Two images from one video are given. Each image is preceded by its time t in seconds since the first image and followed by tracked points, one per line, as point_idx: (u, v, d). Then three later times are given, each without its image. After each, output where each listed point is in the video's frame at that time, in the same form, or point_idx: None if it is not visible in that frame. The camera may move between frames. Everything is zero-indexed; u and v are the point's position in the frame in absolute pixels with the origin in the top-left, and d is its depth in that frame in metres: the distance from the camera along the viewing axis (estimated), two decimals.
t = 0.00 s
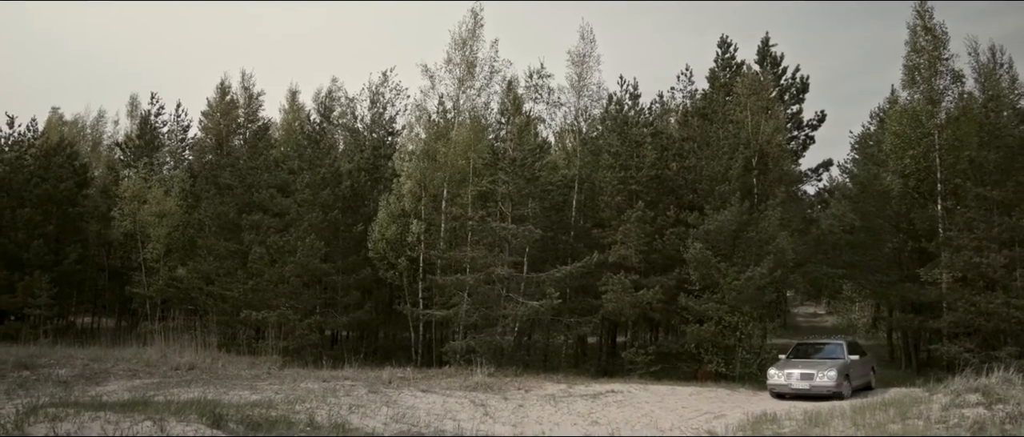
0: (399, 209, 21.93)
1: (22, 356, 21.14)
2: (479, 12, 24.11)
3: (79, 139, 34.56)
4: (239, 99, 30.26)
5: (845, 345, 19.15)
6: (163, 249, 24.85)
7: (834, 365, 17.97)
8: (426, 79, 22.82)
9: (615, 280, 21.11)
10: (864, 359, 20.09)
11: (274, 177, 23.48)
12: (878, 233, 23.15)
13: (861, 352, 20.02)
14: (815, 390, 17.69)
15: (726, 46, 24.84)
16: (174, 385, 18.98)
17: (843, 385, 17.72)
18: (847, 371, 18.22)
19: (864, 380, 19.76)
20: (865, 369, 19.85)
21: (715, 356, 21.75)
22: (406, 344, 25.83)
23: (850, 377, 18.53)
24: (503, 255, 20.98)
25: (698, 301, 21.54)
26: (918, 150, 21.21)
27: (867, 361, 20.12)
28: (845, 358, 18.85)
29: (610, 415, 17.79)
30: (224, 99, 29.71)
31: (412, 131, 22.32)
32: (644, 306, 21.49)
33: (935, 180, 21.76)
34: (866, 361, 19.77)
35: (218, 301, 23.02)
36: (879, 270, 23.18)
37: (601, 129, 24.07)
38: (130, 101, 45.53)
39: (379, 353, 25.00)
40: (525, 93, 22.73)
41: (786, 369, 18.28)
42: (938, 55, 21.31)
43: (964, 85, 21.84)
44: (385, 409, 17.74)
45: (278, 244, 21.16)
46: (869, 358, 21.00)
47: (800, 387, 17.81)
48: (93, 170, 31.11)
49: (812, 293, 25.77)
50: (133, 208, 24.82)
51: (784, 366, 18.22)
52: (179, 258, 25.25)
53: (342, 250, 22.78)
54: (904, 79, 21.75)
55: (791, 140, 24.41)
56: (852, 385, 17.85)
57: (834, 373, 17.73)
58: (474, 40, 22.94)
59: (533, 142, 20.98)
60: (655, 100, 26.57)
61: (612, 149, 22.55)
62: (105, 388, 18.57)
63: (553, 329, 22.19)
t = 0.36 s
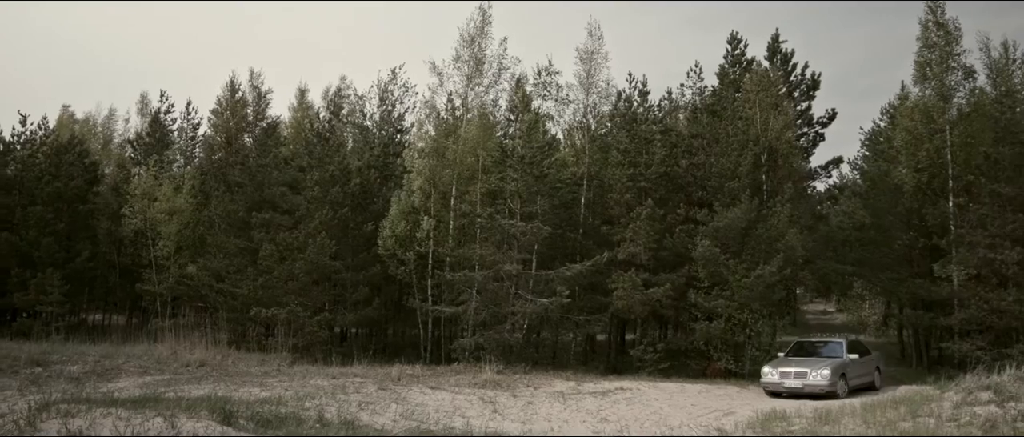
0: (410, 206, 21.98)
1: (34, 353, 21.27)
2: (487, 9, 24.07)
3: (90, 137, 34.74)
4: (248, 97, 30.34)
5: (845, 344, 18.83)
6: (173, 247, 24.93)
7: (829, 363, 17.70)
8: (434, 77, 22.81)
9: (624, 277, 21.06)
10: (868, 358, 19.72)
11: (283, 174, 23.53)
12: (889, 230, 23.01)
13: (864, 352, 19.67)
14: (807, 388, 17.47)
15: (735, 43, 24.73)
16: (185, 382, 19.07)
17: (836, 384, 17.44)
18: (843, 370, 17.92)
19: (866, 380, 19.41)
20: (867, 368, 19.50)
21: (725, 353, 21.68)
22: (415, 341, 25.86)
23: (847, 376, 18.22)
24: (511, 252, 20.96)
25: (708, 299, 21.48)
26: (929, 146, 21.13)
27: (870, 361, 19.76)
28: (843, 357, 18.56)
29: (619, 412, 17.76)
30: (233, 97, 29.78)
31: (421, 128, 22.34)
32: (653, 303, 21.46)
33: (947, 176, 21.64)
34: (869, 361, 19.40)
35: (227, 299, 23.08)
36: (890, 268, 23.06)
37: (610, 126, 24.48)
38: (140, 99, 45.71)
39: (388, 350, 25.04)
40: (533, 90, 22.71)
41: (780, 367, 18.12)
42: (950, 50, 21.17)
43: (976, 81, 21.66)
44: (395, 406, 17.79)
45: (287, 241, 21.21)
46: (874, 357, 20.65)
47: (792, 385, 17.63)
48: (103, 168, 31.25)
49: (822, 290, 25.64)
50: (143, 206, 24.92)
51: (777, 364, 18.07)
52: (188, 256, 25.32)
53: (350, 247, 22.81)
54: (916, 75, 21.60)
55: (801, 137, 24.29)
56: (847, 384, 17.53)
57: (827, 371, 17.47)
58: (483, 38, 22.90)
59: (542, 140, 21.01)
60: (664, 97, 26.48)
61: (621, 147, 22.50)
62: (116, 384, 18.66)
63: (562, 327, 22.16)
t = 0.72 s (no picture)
0: (419, 203, 22.03)
1: (46, 349, 21.41)
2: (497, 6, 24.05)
3: (101, 134, 34.95)
4: (257, 95, 30.39)
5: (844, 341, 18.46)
6: (183, 243, 25.04)
7: (821, 361, 17.44)
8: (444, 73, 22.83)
9: (634, 273, 21.04)
10: (871, 356, 19.29)
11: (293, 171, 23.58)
12: (899, 226, 22.92)
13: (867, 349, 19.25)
14: (795, 385, 17.29)
15: (745, 39, 24.64)
16: (196, 378, 19.17)
17: (826, 382, 17.18)
18: (838, 368, 17.61)
19: (867, 378, 19.03)
20: (868, 366, 19.11)
21: (734, 350, 21.64)
22: (424, 338, 25.91)
23: (843, 374, 17.90)
24: (521, 249, 20.97)
25: (717, 295, 21.46)
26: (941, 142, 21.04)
27: (872, 359, 19.35)
28: (840, 354, 18.23)
29: (628, 409, 17.76)
30: (243, 94, 29.89)
31: (431, 125, 22.40)
32: (663, 299, 21.45)
33: (959, 173, 21.53)
34: (871, 359, 18.98)
35: (238, 295, 23.17)
36: (901, 264, 22.96)
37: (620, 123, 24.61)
38: (150, 97, 45.88)
39: (397, 346, 25.09)
40: (542, 87, 22.69)
41: (772, 362, 18.02)
42: (962, 46, 21.06)
43: (989, 77, 21.51)
44: (404, 403, 17.83)
45: (298, 238, 21.28)
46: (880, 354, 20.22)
47: (782, 381, 17.51)
48: (115, 165, 31.42)
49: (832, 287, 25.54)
50: (154, 203, 25.05)
51: (768, 359, 17.97)
52: (199, 253, 25.42)
53: (360, 244, 22.87)
54: (928, 71, 21.46)
55: (811, 133, 24.18)
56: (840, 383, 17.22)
57: (818, 369, 17.21)
58: (492, 34, 22.87)
59: (551, 136, 21.03)
60: (673, 93, 26.40)
61: (630, 143, 22.47)
62: (127, 380, 18.78)
63: (571, 323, 22.18)
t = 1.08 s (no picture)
0: (427, 199, 22.07)
1: (57, 345, 21.53)
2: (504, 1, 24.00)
3: (111, 130, 35.11)
4: (265, 91, 30.39)
5: (839, 338, 18.21)
6: (192, 240, 25.14)
7: (809, 357, 17.31)
8: (451, 69, 22.81)
9: (641, 269, 21.01)
10: (872, 353, 18.89)
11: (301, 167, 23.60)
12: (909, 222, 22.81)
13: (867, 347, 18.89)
14: (781, 380, 17.26)
15: (753, 34, 24.52)
16: (204, 373, 19.24)
17: (813, 379, 17.04)
18: (828, 365, 17.42)
19: (866, 376, 18.68)
20: (868, 364, 18.75)
21: (742, 346, 21.60)
22: (432, 333, 25.93)
23: (834, 371, 17.68)
24: (528, 245, 20.96)
25: (725, 291, 21.42)
26: (950, 138, 20.90)
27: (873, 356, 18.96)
28: (834, 351, 18.01)
29: (636, 405, 17.74)
30: (250, 91, 29.95)
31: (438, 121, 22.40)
32: (670, 295, 21.43)
33: (969, 168, 21.39)
34: (870, 357, 18.59)
35: (246, 291, 23.23)
36: (910, 260, 22.87)
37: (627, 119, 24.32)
38: (159, 93, 46.02)
39: (405, 342, 25.13)
40: (550, 83, 22.69)
41: (759, 357, 18.06)
42: (973, 41, 20.79)
43: (1001, 71, 21.26)
44: (412, 398, 17.86)
45: (306, 234, 21.31)
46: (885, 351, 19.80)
47: (767, 376, 17.54)
48: (124, 162, 31.55)
49: (841, 283, 25.43)
50: (163, 199, 25.15)
51: (755, 354, 18.01)
52: (207, 249, 25.49)
53: (367, 240, 22.88)
54: (938, 65, 21.28)
55: (819, 128, 24.07)
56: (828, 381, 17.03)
57: (803, 365, 17.11)
58: (500, 30, 22.83)
59: (559, 132, 20.99)
60: (680, 89, 26.30)
61: (638, 139, 22.43)
62: (137, 376, 18.87)
63: (579, 319, 22.18)
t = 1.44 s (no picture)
0: (435, 197, 22.19)
1: (70, 341, 21.67)
2: None
3: (122, 128, 35.29)
4: (275, 89, 30.67)
5: (833, 335, 18.06)
6: (203, 237, 25.26)
7: (796, 354, 17.31)
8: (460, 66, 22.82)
9: (652, 266, 20.99)
10: (871, 351, 18.59)
11: (311, 164, 23.64)
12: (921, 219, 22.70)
13: (866, 345, 18.61)
14: (766, 376, 17.35)
15: (763, 30, 24.42)
16: (216, 370, 19.33)
17: (798, 376, 17.04)
18: (816, 362, 17.34)
19: (864, 375, 18.41)
20: (866, 362, 18.45)
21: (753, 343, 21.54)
22: (442, 330, 25.96)
23: (825, 369, 17.58)
24: (538, 242, 20.95)
25: (735, 288, 21.41)
26: (961, 134, 20.75)
27: (873, 354, 18.68)
28: (826, 349, 17.89)
29: (645, 402, 17.72)
30: (260, 88, 30.10)
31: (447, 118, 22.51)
32: (680, 292, 21.39)
33: (981, 164, 21.23)
34: (868, 356, 18.32)
35: (257, 288, 23.31)
36: (922, 257, 22.76)
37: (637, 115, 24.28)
38: (170, 91, 46.22)
39: (414, 339, 25.16)
40: (560, 80, 22.73)
41: (748, 353, 18.19)
42: (985, 36, 20.58)
43: (1014, 67, 21.00)
44: (422, 395, 17.90)
45: (316, 231, 21.37)
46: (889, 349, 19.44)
47: (753, 372, 17.68)
48: (135, 160, 31.72)
49: (852, 279, 25.31)
50: (174, 196, 25.32)
51: (744, 351, 18.17)
52: (218, 246, 25.58)
53: (377, 237, 22.94)
54: (949, 61, 21.09)
55: (829, 124, 23.94)
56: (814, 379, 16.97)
57: (788, 362, 17.12)
58: (509, 27, 22.82)
59: (568, 129, 20.96)
60: (690, 85, 26.22)
61: (648, 135, 22.41)
62: (149, 372, 18.98)
63: (588, 315, 22.28)
